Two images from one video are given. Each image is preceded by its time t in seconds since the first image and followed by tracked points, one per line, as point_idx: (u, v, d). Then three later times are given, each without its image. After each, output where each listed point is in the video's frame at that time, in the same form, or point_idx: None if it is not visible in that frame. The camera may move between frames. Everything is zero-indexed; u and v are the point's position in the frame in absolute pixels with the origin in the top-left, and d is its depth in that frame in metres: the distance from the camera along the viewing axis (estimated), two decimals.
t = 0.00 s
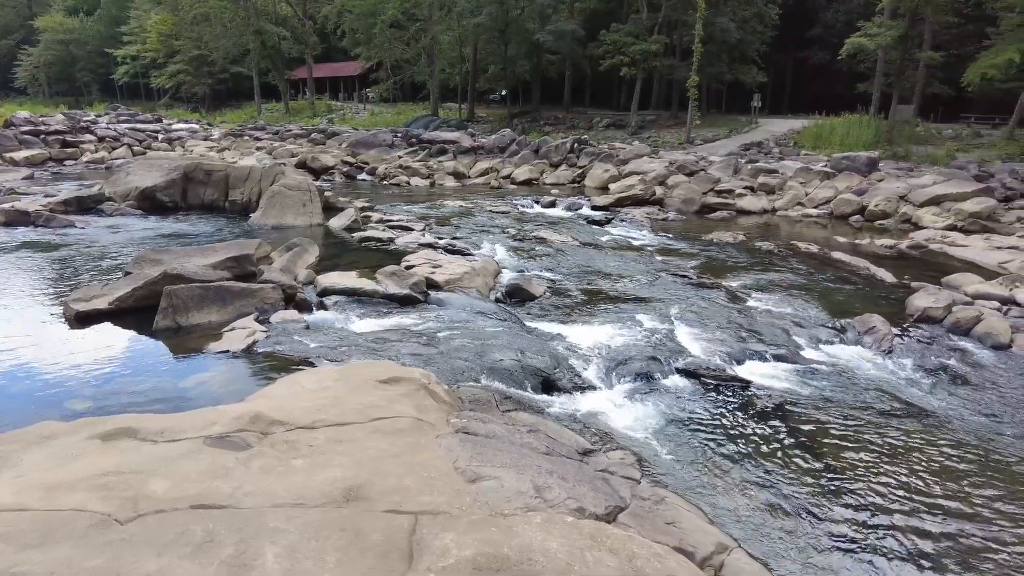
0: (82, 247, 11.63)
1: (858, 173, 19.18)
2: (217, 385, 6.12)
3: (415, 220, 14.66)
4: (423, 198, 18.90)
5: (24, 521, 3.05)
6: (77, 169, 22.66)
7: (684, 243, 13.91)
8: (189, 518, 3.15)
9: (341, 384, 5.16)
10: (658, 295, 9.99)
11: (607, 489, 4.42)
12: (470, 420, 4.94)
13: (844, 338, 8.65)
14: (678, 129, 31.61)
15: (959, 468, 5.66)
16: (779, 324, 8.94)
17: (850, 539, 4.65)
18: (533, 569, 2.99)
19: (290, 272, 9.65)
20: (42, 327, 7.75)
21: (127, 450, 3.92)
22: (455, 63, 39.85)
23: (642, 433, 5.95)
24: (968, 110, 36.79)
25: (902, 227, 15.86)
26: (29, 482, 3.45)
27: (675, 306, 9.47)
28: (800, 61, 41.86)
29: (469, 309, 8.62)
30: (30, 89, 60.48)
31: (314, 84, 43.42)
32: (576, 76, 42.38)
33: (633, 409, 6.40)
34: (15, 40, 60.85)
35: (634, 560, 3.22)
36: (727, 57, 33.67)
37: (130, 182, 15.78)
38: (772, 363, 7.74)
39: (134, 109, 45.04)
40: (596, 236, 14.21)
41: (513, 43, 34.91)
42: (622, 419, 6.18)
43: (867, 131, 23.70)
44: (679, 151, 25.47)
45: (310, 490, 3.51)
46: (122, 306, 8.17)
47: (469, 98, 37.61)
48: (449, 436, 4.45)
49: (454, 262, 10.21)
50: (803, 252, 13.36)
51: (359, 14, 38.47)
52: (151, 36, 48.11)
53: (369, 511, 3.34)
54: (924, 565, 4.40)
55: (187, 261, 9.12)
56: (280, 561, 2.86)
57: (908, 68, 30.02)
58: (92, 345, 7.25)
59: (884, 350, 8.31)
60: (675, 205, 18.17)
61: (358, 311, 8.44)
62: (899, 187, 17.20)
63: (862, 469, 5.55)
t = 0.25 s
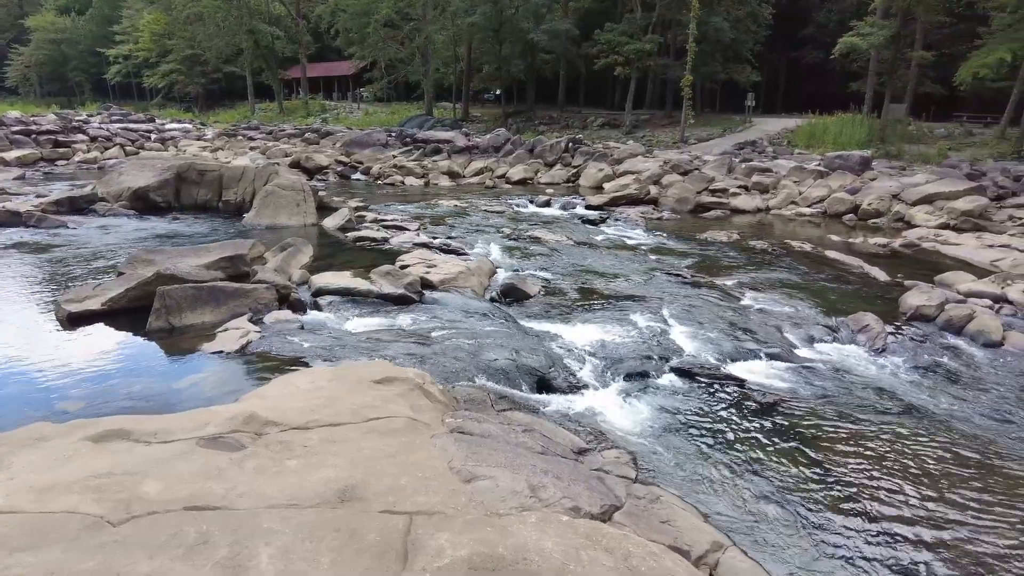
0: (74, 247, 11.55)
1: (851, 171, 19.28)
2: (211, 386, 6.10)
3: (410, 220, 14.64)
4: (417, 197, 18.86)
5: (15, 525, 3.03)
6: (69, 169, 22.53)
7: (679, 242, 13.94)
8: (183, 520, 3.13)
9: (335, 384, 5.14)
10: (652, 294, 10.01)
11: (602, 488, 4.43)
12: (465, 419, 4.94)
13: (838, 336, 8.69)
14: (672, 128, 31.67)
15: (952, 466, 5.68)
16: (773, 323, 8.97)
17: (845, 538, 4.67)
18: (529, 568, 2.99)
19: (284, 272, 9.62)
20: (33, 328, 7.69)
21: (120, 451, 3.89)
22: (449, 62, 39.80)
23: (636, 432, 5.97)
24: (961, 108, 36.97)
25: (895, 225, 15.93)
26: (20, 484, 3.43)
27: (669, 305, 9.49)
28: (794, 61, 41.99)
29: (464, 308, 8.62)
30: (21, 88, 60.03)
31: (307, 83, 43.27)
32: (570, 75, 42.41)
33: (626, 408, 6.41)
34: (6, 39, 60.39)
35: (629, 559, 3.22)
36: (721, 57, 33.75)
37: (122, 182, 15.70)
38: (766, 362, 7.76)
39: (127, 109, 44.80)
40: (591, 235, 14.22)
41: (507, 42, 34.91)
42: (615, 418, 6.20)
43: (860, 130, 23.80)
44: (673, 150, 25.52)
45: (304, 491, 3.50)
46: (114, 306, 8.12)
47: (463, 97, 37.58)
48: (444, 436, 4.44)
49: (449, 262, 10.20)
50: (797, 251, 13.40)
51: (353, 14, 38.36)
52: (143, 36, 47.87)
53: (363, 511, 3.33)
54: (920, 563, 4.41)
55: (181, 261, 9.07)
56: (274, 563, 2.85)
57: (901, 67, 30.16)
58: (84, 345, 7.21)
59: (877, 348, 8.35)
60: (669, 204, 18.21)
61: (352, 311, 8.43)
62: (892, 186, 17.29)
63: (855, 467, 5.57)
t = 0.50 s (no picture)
0: (67, 247, 11.48)
1: (844, 170, 19.35)
2: (206, 386, 6.08)
3: (405, 219, 14.62)
4: (412, 196, 18.83)
5: (7, 526, 3.01)
6: (61, 169, 22.40)
7: (673, 241, 13.97)
8: (176, 521, 3.11)
9: (330, 384, 5.12)
10: (647, 293, 10.03)
11: (598, 486, 4.43)
12: (460, 419, 4.93)
13: (832, 335, 8.72)
14: (667, 127, 31.72)
15: (948, 463, 5.70)
16: (767, 321, 9.00)
17: (839, 536, 4.68)
18: (524, 567, 2.99)
19: (278, 272, 9.59)
20: (26, 329, 7.64)
21: (113, 452, 3.87)
22: (443, 61, 39.76)
23: (631, 430, 5.98)
24: (953, 107, 37.14)
25: (889, 224, 16.00)
26: (13, 485, 3.40)
27: (664, 304, 9.51)
28: (787, 60, 42.11)
29: (459, 308, 8.61)
30: (12, 88, 59.66)
31: (301, 82, 43.12)
32: (565, 74, 42.43)
33: (621, 406, 6.42)
34: None
35: (625, 557, 3.22)
36: (715, 56, 33.82)
37: (115, 182, 15.61)
38: (761, 360, 7.78)
39: (119, 109, 44.57)
40: (586, 234, 14.23)
41: (501, 41, 34.90)
42: (610, 417, 6.20)
43: (854, 129, 23.89)
44: (667, 150, 25.56)
45: (299, 490, 3.49)
46: (107, 307, 8.07)
47: (458, 96, 37.54)
48: (439, 435, 4.43)
49: (443, 261, 10.18)
50: (791, 250, 13.45)
51: (347, 13, 38.27)
52: (136, 35, 47.63)
53: (358, 511, 3.32)
54: (917, 562, 4.42)
55: (174, 261, 9.03)
56: (268, 563, 2.84)
57: (894, 66, 30.30)
58: (77, 346, 7.17)
59: (871, 346, 8.38)
60: (664, 203, 18.23)
61: (347, 311, 8.40)
62: (886, 185, 17.36)
63: (850, 465, 5.59)
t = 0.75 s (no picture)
0: (59, 247, 11.41)
1: (838, 169, 19.41)
2: (199, 386, 6.06)
3: (400, 218, 14.60)
4: (407, 196, 18.81)
5: None
6: (54, 168, 22.26)
7: (668, 239, 13.99)
8: (171, 521, 3.10)
9: (325, 384, 5.11)
10: (642, 291, 10.05)
11: (593, 485, 4.44)
12: (455, 418, 4.93)
13: (826, 333, 8.76)
14: (662, 126, 31.77)
15: (943, 461, 5.73)
16: (762, 320, 9.02)
17: (833, 534, 4.69)
18: (519, 566, 2.99)
19: (272, 272, 9.57)
20: (18, 329, 7.59)
21: (107, 453, 3.85)
22: (438, 60, 39.71)
23: (626, 428, 5.99)
24: (946, 106, 37.31)
25: (882, 222, 16.06)
26: (6, 487, 3.38)
27: (659, 302, 9.52)
28: (782, 59, 42.20)
29: (454, 307, 8.61)
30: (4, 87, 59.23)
31: (295, 81, 42.96)
32: (560, 73, 42.43)
33: (616, 405, 6.43)
34: None
35: (620, 556, 3.23)
36: (709, 55, 33.88)
37: (108, 182, 15.52)
38: (756, 359, 7.81)
39: (113, 108, 44.36)
40: (581, 233, 14.24)
41: (495, 40, 34.86)
42: (605, 415, 6.21)
43: (847, 128, 23.98)
44: (662, 148, 25.60)
45: (294, 491, 3.48)
46: (101, 307, 8.03)
47: (453, 95, 37.50)
48: (434, 435, 4.43)
49: (438, 260, 10.17)
50: (785, 248, 13.49)
51: (341, 12, 38.16)
52: (129, 34, 47.36)
53: (353, 511, 3.32)
54: (910, 560, 4.44)
55: (168, 261, 8.98)
56: (263, 564, 2.83)
57: (887, 65, 30.44)
58: (70, 347, 7.12)
59: (865, 344, 8.42)
60: (658, 202, 18.24)
61: (342, 311, 8.39)
62: (880, 183, 17.44)
63: (843, 463, 5.61)
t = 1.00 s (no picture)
0: (52, 247, 11.35)
1: (832, 167, 19.48)
2: (193, 386, 6.05)
3: (394, 217, 14.58)
4: (402, 195, 18.79)
5: None
6: (46, 168, 22.12)
7: (662, 238, 14.02)
8: (165, 522, 3.09)
9: (319, 384, 5.09)
10: (637, 290, 10.06)
11: (589, 483, 4.44)
12: (451, 417, 4.93)
13: (821, 330, 8.79)
14: (656, 125, 31.79)
15: (939, 459, 5.75)
16: (756, 318, 9.05)
17: (830, 531, 4.71)
18: (515, 565, 2.99)
19: (267, 272, 9.54)
20: (11, 330, 7.55)
21: (101, 453, 3.84)
22: (432, 59, 39.64)
23: (622, 426, 6.01)
24: (939, 104, 37.48)
25: (876, 220, 16.13)
26: None
27: (654, 301, 9.54)
28: (776, 57, 42.30)
29: (449, 306, 8.60)
30: None
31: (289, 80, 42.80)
32: (554, 72, 42.42)
33: (612, 403, 6.44)
34: None
35: (616, 554, 3.24)
36: (703, 53, 33.92)
37: (101, 181, 15.43)
38: (751, 356, 7.83)
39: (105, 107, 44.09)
40: (576, 232, 14.25)
41: (490, 39, 34.81)
42: (601, 414, 6.22)
43: (841, 126, 24.06)
44: (657, 147, 25.63)
45: (289, 490, 3.47)
46: (95, 307, 7.99)
47: (447, 94, 37.44)
48: (430, 434, 4.43)
49: (434, 259, 10.16)
50: (780, 246, 13.54)
51: (335, 11, 38.05)
52: (121, 32, 47.10)
53: (349, 511, 3.31)
54: (906, 557, 4.45)
55: (162, 260, 8.94)
56: (258, 563, 2.83)
57: (881, 64, 30.56)
58: (62, 347, 7.09)
59: (859, 341, 8.45)
60: (653, 200, 18.26)
61: (337, 310, 8.37)
62: (873, 181, 17.51)
63: (840, 461, 5.63)
